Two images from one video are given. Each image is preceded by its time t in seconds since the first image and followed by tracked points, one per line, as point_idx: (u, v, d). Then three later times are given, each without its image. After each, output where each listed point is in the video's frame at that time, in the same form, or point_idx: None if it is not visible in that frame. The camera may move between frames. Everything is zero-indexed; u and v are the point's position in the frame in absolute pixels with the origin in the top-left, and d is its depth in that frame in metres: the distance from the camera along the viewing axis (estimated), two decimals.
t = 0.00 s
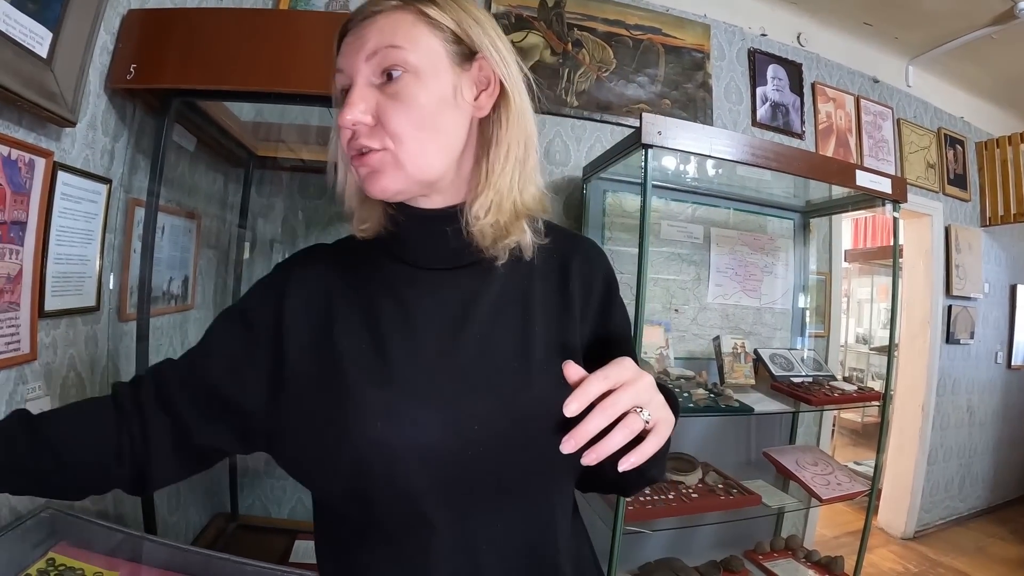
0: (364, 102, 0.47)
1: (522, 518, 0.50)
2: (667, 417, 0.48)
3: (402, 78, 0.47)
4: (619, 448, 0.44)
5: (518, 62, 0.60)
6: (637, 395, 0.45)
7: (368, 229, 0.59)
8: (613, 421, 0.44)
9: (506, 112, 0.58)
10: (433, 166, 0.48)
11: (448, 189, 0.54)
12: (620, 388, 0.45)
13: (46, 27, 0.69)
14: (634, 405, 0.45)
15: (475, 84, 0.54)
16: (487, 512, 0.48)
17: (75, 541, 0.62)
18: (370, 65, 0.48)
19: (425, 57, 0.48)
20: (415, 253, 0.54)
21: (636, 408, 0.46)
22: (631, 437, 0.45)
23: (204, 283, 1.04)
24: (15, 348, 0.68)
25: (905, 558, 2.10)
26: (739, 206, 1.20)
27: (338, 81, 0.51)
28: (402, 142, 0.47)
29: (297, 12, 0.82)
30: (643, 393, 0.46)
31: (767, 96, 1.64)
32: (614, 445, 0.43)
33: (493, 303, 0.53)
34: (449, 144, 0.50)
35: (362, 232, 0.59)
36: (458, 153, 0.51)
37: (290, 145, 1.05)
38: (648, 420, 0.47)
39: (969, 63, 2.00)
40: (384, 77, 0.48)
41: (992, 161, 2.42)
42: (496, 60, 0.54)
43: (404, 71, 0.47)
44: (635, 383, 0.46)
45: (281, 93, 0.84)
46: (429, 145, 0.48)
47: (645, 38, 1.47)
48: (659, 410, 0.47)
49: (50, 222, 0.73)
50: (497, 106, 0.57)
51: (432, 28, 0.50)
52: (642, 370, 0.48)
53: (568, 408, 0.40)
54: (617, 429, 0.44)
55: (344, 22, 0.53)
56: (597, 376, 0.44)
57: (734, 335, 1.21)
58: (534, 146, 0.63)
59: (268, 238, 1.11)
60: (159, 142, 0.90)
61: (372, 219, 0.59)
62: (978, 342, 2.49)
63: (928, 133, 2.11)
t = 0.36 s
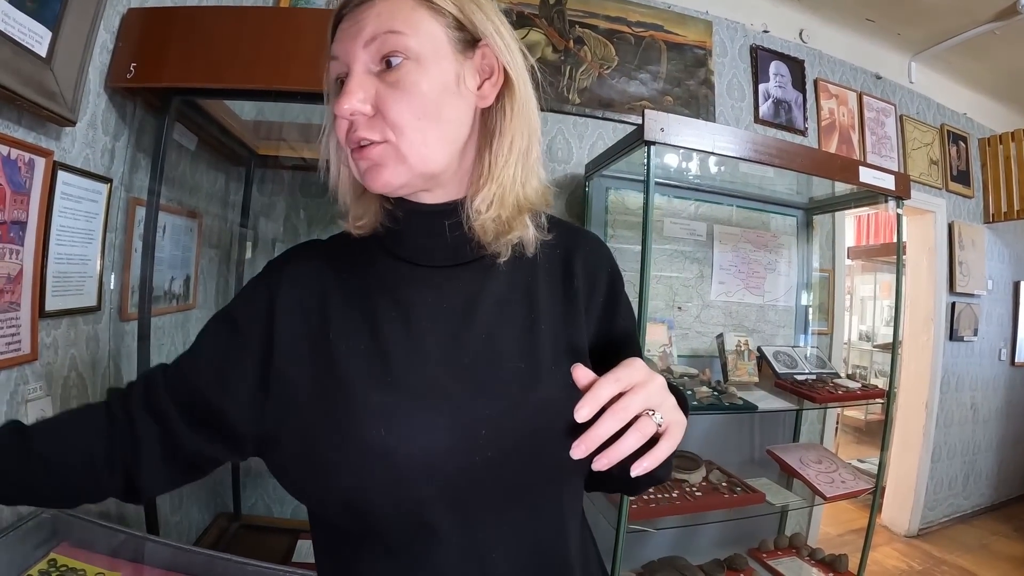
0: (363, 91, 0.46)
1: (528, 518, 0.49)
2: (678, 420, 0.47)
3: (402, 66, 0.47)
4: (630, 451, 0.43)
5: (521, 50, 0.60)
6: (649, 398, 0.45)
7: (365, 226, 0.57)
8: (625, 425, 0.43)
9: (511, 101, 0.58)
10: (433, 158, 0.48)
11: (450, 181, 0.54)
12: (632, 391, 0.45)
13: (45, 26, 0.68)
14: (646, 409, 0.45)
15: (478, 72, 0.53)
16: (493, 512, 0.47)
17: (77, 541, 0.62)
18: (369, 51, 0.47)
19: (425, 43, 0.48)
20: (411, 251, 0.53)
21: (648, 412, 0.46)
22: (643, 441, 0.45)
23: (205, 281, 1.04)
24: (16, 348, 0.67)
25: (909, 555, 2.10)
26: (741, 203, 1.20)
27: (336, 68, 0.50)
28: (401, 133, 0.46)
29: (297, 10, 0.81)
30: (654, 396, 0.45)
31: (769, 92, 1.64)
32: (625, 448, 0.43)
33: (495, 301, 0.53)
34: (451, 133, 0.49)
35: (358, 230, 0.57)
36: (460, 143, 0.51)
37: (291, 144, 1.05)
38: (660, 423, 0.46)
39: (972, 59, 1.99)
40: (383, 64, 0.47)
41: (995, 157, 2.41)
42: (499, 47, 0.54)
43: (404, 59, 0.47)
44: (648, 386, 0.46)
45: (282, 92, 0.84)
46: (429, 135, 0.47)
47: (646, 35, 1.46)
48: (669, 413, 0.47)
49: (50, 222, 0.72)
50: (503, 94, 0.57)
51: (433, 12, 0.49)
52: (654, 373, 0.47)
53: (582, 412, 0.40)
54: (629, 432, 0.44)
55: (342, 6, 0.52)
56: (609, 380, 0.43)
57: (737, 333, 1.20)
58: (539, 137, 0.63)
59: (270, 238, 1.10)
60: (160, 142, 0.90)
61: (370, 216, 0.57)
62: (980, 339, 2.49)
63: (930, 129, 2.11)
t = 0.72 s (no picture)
0: (391, 91, 0.49)
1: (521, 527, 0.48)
2: (630, 463, 0.42)
3: (430, 70, 0.49)
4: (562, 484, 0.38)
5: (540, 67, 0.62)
6: (597, 430, 0.40)
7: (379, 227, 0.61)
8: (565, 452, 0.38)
9: (527, 113, 0.59)
10: (452, 158, 0.50)
11: (466, 185, 0.55)
12: (581, 419, 0.39)
13: (36, 29, 0.68)
14: (593, 441, 0.40)
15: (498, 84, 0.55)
16: (487, 517, 0.47)
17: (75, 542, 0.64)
18: (399, 55, 0.50)
19: (452, 51, 0.50)
20: (418, 253, 0.55)
21: (594, 444, 0.40)
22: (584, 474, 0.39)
23: (200, 283, 1.03)
24: (10, 350, 0.68)
25: (906, 553, 2.10)
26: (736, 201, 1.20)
27: (366, 71, 0.53)
28: (425, 132, 0.48)
29: (291, 11, 0.81)
30: (606, 429, 0.40)
31: (764, 90, 1.64)
32: (559, 479, 0.38)
33: (495, 305, 0.52)
34: (471, 137, 0.51)
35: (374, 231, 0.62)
36: (478, 146, 0.53)
37: (286, 144, 1.05)
38: (605, 460, 0.41)
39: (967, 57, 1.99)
40: (411, 68, 0.50)
41: (991, 155, 2.41)
42: (520, 62, 0.56)
43: (432, 64, 0.49)
44: (601, 417, 0.40)
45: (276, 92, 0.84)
46: (451, 135, 0.49)
47: (640, 34, 1.46)
48: (620, 451, 0.41)
49: (43, 224, 0.72)
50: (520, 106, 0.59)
51: (460, 26, 0.52)
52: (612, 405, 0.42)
53: (518, 431, 0.34)
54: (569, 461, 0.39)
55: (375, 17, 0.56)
56: (560, 401, 0.38)
57: (732, 331, 1.20)
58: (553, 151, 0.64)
59: (264, 238, 1.10)
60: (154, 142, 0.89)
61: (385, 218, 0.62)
62: (977, 336, 2.49)
63: (926, 126, 2.11)
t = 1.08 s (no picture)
0: (468, 82, 0.48)
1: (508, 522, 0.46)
2: (555, 493, 0.37)
3: (506, 66, 0.49)
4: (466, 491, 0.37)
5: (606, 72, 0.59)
6: (534, 445, 0.38)
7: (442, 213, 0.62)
8: (475, 459, 0.36)
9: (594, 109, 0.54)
10: (523, 149, 0.49)
11: (534, 179, 0.53)
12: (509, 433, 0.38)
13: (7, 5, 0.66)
14: (516, 455, 0.37)
15: (570, 81, 0.53)
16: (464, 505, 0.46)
17: (42, 539, 0.61)
18: (478, 49, 0.49)
19: (530, 48, 0.50)
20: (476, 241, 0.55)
21: (517, 460, 0.38)
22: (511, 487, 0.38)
23: (178, 273, 1.00)
24: None
25: (893, 548, 2.11)
26: (724, 195, 1.20)
27: (443, 65, 0.53)
28: (500, 123, 0.47)
29: None
30: (535, 445, 0.37)
31: (752, 84, 1.63)
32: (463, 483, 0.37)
33: (534, 284, 0.50)
34: (542, 132, 0.50)
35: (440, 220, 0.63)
36: (547, 142, 0.51)
37: (268, 133, 1.01)
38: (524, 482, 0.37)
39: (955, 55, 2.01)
40: (488, 62, 0.49)
41: (978, 152, 2.43)
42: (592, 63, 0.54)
43: (509, 61, 0.49)
44: (532, 437, 0.38)
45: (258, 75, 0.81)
46: (525, 127, 0.48)
47: (629, 25, 1.45)
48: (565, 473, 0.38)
49: (12, 207, 0.70)
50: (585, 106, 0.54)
51: (536, 25, 0.51)
52: (555, 426, 0.38)
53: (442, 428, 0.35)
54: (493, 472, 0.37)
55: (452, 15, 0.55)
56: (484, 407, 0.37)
57: (719, 325, 1.19)
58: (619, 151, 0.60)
59: (244, 229, 1.07)
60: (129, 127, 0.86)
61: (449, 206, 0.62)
62: (963, 333, 2.51)
63: (913, 123, 2.12)
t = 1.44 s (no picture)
0: (598, 101, 0.57)
1: (578, 496, 0.54)
2: (671, 476, 0.46)
3: (630, 89, 0.58)
4: (597, 473, 0.46)
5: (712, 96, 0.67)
6: (650, 436, 0.45)
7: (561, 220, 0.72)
8: (605, 447, 0.45)
9: (701, 136, 0.63)
10: (638, 163, 0.58)
11: (641, 189, 0.63)
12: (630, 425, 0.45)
13: None
14: (639, 446, 0.45)
15: (680, 108, 0.62)
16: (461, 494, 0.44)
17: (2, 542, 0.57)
18: (606, 71, 0.59)
19: (651, 74, 0.59)
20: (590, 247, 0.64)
21: (638, 449, 0.46)
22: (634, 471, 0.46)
23: (157, 260, 0.97)
24: None
25: (884, 546, 2.13)
26: (718, 186, 1.15)
27: (568, 78, 0.62)
28: (622, 139, 0.57)
29: None
30: (655, 438, 0.45)
31: (748, 77, 1.63)
32: (595, 469, 0.46)
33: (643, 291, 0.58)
34: (654, 147, 0.59)
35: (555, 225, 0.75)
36: (658, 156, 0.60)
37: (251, 116, 0.99)
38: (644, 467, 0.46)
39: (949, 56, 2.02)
40: (613, 85, 0.59)
41: (971, 152, 2.46)
42: (700, 91, 0.63)
43: (632, 84, 0.58)
44: (645, 433, 0.45)
45: (247, 48, 0.76)
46: (642, 144, 0.57)
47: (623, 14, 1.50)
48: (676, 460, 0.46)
49: None
50: (693, 131, 0.63)
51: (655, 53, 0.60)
52: (670, 420, 0.47)
53: (578, 422, 0.42)
54: (618, 458, 0.46)
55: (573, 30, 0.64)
56: (612, 403, 0.44)
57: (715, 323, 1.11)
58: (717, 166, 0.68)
59: (227, 216, 1.02)
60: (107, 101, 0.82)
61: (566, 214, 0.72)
62: (954, 331, 2.53)
63: (907, 121, 2.15)
